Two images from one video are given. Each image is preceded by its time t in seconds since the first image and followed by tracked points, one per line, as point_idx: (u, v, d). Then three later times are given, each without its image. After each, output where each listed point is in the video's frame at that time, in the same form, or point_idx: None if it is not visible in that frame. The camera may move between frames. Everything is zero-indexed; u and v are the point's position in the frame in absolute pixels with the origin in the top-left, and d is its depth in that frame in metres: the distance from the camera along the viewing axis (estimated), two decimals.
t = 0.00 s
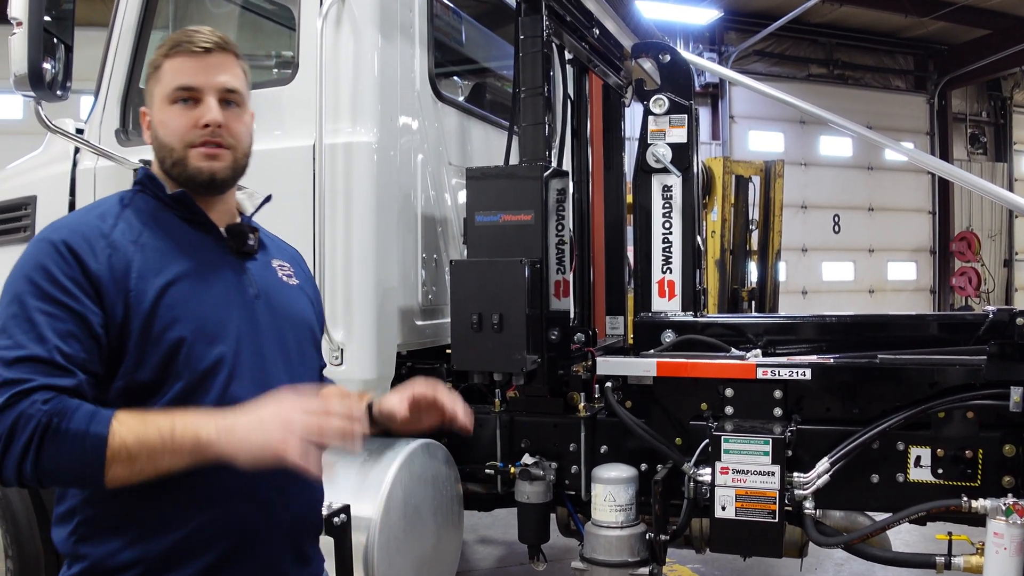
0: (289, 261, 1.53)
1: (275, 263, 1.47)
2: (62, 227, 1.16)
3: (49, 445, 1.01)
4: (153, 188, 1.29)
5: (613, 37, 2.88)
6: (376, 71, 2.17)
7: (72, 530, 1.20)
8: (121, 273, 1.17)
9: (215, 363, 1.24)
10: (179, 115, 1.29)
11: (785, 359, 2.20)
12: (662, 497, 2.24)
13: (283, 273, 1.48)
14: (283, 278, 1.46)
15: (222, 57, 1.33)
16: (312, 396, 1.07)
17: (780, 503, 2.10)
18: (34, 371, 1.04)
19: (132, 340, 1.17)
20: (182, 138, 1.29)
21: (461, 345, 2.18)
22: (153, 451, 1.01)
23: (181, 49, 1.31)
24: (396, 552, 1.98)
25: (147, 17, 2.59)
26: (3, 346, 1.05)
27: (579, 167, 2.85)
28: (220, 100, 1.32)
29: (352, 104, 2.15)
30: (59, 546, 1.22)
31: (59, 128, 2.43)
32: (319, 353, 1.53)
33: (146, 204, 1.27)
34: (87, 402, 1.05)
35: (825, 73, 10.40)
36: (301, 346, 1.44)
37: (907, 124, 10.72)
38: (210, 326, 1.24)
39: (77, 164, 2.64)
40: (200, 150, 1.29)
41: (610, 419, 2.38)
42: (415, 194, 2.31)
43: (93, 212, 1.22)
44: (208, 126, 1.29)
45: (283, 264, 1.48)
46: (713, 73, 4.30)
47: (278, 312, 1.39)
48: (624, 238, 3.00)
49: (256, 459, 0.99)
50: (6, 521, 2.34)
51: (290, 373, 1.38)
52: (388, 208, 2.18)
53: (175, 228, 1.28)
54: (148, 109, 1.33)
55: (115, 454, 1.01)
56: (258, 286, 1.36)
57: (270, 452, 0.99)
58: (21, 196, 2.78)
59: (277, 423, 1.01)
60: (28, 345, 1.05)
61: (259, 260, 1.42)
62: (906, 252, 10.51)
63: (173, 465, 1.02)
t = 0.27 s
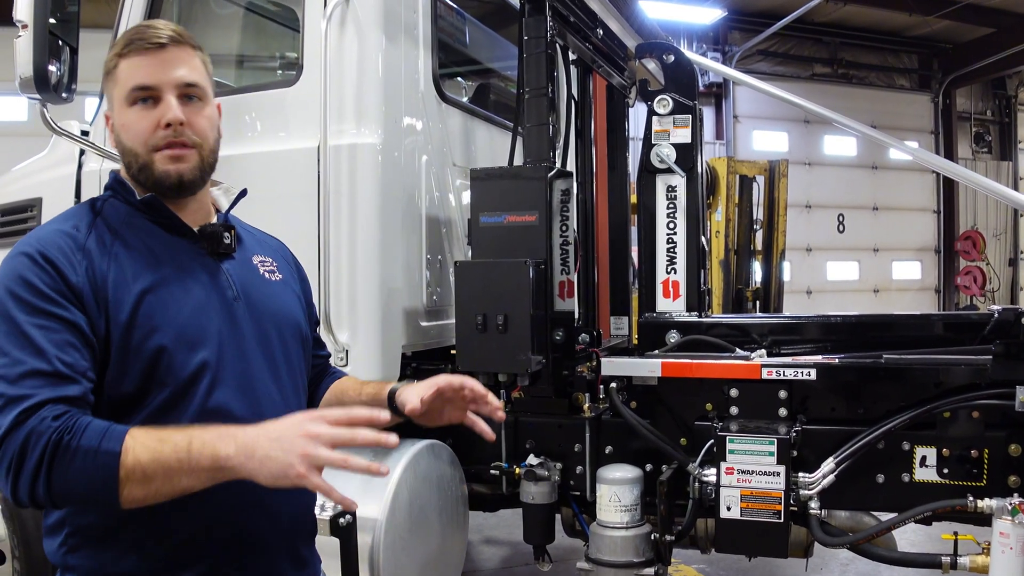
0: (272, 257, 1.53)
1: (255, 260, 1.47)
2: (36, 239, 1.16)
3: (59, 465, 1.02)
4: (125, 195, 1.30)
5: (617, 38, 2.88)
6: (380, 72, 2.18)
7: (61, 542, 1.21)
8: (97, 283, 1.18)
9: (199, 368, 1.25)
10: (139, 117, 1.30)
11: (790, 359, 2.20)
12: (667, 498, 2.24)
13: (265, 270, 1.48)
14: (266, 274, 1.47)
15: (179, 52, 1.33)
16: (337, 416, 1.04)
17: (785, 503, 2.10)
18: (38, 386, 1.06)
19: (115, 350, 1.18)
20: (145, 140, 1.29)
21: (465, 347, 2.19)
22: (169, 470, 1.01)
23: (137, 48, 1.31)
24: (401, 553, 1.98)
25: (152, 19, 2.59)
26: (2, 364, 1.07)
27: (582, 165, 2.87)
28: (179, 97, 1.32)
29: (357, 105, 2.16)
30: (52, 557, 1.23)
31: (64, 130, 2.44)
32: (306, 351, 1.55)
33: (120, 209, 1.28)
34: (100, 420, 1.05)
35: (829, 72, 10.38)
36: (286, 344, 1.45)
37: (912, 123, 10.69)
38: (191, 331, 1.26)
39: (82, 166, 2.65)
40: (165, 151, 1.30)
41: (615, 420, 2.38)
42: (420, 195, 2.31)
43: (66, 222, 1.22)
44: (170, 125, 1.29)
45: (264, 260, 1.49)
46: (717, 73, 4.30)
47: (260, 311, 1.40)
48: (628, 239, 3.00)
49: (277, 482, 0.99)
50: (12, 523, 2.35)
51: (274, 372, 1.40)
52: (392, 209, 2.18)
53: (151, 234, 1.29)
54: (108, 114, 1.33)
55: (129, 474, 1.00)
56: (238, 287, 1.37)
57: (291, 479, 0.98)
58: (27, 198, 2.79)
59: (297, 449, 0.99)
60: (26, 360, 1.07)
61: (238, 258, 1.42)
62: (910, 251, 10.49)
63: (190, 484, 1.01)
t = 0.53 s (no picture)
0: (271, 261, 1.54)
1: (255, 264, 1.48)
2: (31, 247, 1.16)
3: (40, 470, 1.00)
4: (122, 199, 1.30)
5: (620, 42, 2.88)
6: (383, 77, 2.18)
7: (65, 552, 1.20)
8: (95, 292, 1.18)
9: (200, 376, 1.25)
10: (134, 119, 1.30)
11: (794, 362, 2.20)
12: (672, 502, 2.23)
13: (265, 274, 1.49)
14: (266, 279, 1.47)
15: (170, 53, 1.34)
16: (306, 381, 1.04)
17: (790, 507, 2.10)
18: (21, 398, 1.04)
19: (113, 359, 1.19)
20: (141, 143, 1.29)
21: (469, 352, 2.19)
22: (149, 463, 0.98)
23: (128, 50, 1.31)
24: (406, 558, 1.98)
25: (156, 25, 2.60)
26: None
27: (586, 170, 2.86)
28: (172, 97, 1.32)
29: (361, 110, 2.17)
30: (55, 566, 1.22)
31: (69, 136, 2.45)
32: (306, 355, 1.56)
33: (117, 215, 1.28)
34: (75, 421, 1.03)
35: (834, 75, 10.36)
36: (287, 348, 1.46)
37: (915, 125, 10.68)
38: (191, 339, 1.26)
39: (86, 172, 2.66)
40: (160, 152, 1.30)
41: (619, 424, 2.38)
42: (423, 200, 2.31)
43: (62, 231, 1.22)
44: (164, 126, 1.29)
45: (264, 265, 1.49)
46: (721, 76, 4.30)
47: (260, 317, 1.41)
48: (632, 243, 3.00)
49: (257, 457, 0.97)
50: (16, 529, 2.35)
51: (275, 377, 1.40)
52: (395, 214, 2.18)
53: (149, 242, 1.29)
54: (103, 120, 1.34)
55: (109, 471, 0.98)
56: (237, 293, 1.38)
57: (271, 451, 0.96)
58: (32, 204, 2.80)
59: (273, 421, 0.97)
60: (9, 371, 1.05)
61: (238, 264, 1.43)
62: (914, 254, 10.47)
63: (169, 473, 0.99)
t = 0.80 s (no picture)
0: (279, 267, 1.55)
1: (265, 270, 1.49)
2: (47, 252, 1.17)
3: (59, 463, 1.02)
4: (135, 204, 1.31)
5: (624, 45, 2.89)
6: (389, 82, 2.19)
7: (80, 555, 1.21)
8: (112, 295, 1.19)
9: (214, 380, 1.25)
10: (152, 126, 1.30)
11: (800, 366, 2.19)
12: (678, 506, 2.23)
13: (274, 279, 1.50)
14: (275, 284, 1.49)
15: (189, 62, 1.35)
16: (290, 335, 1.07)
17: (796, 511, 2.10)
18: (36, 400, 1.05)
19: (130, 362, 1.19)
20: (159, 149, 1.30)
21: (475, 355, 2.19)
22: (162, 446, 1.01)
23: (148, 58, 1.32)
24: (412, 562, 1.98)
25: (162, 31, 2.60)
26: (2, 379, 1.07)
27: (592, 174, 2.86)
28: (191, 106, 1.33)
29: (366, 114, 2.17)
30: (69, 568, 1.23)
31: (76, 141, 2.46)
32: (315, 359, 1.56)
33: (130, 220, 1.29)
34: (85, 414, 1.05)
35: (837, 78, 10.36)
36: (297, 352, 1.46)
37: (920, 128, 10.65)
38: (206, 342, 1.27)
39: (94, 177, 2.67)
40: (179, 159, 1.31)
41: (625, 428, 2.37)
42: (429, 204, 2.32)
43: (77, 235, 1.23)
44: (183, 134, 1.30)
45: (273, 270, 1.51)
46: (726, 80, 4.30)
47: (272, 321, 1.42)
48: (637, 246, 3.01)
49: (268, 418, 1.02)
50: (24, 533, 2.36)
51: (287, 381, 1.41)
52: (401, 218, 2.19)
53: (163, 246, 1.30)
54: (120, 125, 1.34)
55: (126, 458, 1.01)
56: (249, 297, 1.39)
57: (278, 406, 1.01)
58: (40, 209, 2.82)
59: (269, 380, 1.01)
60: (25, 374, 1.07)
61: (248, 268, 1.44)
62: (920, 257, 10.44)
63: (183, 451, 1.02)
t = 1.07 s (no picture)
0: (285, 272, 1.55)
1: (271, 275, 1.49)
2: (62, 254, 1.17)
3: (94, 469, 1.04)
4: (144, 210, 1.31)
5: (622, 51, 2.90)
6: (387, 87, 2.19)
7: (89, 555, 1.20)
8: (125, 297, 1.19)
9: (223, 381, 1.26)
10: (160, 135, 1.31)
11: (798, 372, 2.19)
12: (676, 511, 2.23)
13: (280, 284, 1.50)
14: (281, 289, 1.49)
15: (196, 71, 1.35)
16: (342, 379, 1.13)
17: (794, 516, 2.09)
18: (68, 400, 1.07)
19: (143, 363, 1.19)
20: (168, 159, 1.31)
21: (472, 361, 2.19)
22: (199, 461, 1.06)
23: (155, 66, 1.32)
24: (408, 567, 1.98)
25: (160, 36, 2.59)
26: (33, 378, 1.08)
27: (588, 179, 2.85)
28: (198, 115, 1.34)
29: (364, 120, 2.18)
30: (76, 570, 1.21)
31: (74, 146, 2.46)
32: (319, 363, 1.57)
33: (141, 225, 1.29)
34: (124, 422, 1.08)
35: (835, 84, 10.40)
36: (303, 356, 1.47)
37: (918, 133, 10.68)
38: (216, 343, 1.27)
39: (92, 181, 2.67)
40: (187, 169, 1.32)
41: (622, 433, 2.37)
42: (426, 209, 2.32)
43: (90, 238, 1.23)
44: (191, 144, 1.31)
45: (280, 275, 1.51)
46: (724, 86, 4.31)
47: (279, 325, 1.42)
48: (634, 252, 3.01)
49: (305, 450, 1.07)
50: (21, 538, 2.35)
51: (294, 383, 1.42)
52: (399, 223, 2.19)
53: (173, 250, 1.30)
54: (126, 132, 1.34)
55: (162, 470, 1.05)
56: (256, 301, 1.39)
57: (319, 443, 1.07)
58: (38, 214, 2.82)
59: (316, 416, 1.07)
60: (58, 373, 1.08)
61: (255, 273, 1.44)
62: (918, 262, 10.45)
63: (221, 471, 1.07)
